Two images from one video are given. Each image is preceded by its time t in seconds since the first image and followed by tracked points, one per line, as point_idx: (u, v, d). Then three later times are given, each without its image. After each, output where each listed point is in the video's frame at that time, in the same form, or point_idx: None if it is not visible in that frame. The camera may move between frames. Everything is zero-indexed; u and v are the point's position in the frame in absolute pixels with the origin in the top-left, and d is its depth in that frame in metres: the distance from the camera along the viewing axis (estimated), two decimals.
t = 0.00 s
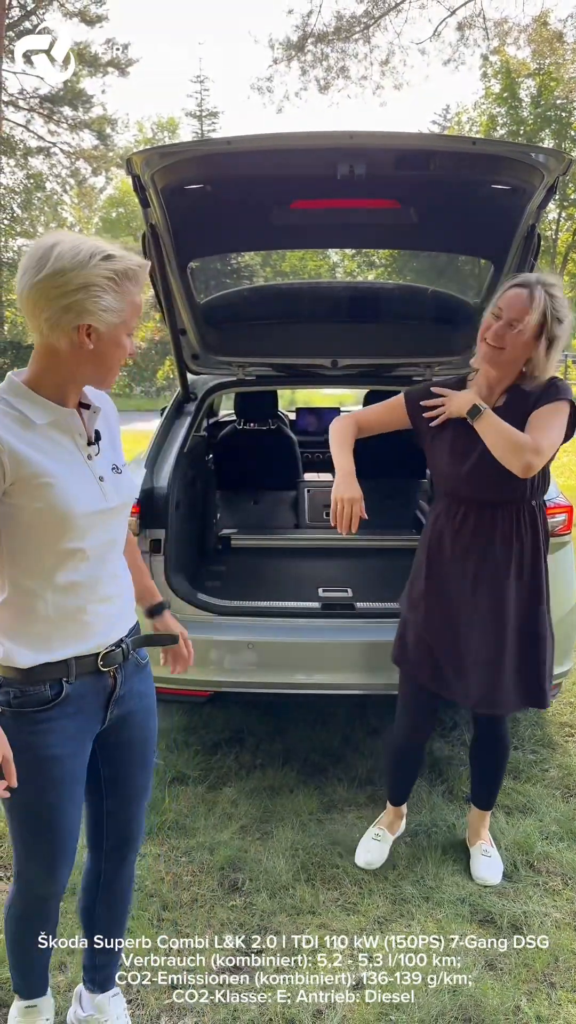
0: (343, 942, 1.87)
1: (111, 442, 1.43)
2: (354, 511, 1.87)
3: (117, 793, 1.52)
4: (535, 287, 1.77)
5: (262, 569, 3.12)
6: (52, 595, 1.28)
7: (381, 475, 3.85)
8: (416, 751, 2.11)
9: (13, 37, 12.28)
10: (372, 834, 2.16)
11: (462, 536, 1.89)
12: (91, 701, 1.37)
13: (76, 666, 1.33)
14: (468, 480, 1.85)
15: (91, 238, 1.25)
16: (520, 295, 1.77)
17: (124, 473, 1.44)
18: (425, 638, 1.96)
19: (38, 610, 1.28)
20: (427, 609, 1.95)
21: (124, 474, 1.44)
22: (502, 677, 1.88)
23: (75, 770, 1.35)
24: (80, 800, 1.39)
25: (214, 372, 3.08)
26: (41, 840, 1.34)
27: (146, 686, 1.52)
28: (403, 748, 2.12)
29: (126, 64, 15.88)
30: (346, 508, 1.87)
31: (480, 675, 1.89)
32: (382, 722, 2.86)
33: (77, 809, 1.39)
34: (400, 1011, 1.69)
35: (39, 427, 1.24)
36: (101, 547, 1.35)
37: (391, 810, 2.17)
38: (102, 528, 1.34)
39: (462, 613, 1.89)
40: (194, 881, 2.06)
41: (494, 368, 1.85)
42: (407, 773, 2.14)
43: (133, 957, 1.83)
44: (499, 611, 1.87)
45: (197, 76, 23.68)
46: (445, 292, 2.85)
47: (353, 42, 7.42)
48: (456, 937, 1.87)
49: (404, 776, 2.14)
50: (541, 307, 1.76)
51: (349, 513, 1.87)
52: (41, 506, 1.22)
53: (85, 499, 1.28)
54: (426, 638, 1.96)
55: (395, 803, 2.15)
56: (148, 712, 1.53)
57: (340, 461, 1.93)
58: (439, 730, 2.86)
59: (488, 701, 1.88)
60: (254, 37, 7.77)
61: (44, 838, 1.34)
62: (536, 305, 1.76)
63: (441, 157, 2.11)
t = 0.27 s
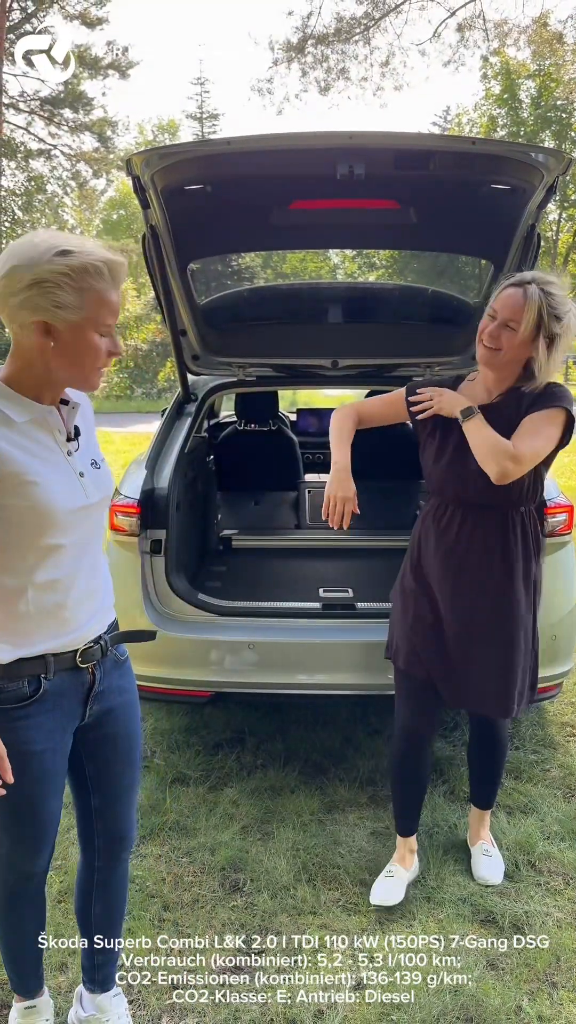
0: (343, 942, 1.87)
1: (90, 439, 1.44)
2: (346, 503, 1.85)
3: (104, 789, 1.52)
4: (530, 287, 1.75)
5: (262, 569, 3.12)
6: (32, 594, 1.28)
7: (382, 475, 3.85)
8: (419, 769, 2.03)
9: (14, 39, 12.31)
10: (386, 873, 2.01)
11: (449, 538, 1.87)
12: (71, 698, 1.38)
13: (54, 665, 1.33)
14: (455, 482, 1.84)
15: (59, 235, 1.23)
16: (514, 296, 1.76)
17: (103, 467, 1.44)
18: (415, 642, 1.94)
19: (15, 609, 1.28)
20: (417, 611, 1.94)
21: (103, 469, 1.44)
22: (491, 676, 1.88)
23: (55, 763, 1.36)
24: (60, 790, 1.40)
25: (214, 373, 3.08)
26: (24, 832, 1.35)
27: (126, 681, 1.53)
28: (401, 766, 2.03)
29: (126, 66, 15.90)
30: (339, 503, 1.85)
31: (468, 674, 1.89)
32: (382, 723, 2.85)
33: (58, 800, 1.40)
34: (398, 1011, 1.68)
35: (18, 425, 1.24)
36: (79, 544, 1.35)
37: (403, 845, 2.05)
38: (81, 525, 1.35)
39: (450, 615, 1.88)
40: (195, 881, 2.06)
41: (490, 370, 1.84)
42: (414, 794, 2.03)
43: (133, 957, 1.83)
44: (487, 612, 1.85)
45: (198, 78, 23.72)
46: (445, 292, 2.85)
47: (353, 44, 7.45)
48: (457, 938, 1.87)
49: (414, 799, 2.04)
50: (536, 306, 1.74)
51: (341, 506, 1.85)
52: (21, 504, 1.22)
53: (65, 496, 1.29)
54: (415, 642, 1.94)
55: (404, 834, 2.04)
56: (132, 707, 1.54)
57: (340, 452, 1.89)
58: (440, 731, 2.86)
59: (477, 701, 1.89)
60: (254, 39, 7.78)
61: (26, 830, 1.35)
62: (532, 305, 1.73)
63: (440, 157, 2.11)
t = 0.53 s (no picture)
0: (343, 942, 1.87)
1: (86, 438, 1.47)
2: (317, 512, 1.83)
3: (97, 792, 1.52)
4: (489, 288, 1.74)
5: (265, 571, 3.12)
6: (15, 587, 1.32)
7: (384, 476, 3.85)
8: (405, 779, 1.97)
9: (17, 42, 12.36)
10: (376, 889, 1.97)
11: (427, 543, 1.83)
12: (55, 698, 1.39)
13: (38, 665, 1.35)
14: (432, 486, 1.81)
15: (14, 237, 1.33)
16: (474, 302, 1.74)
17: (98, 467, 1.47)
18: (389, 652, 1.89)
19: None
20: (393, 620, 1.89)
21: (98, 468, 1.47)
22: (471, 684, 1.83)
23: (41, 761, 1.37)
24: (51, 788, 1.41)
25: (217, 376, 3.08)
26: (13, 830, 1.36)
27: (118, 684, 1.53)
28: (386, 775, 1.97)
29: (129, 69, 15.99)
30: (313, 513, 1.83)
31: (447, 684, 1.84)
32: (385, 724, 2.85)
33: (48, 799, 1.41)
34: (398, 1012, 1.69)
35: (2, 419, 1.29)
36: (66, 541, 1.38)
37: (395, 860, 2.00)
38: (68, 521, 1.37)
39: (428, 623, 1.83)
40: (198, 882, 2.06)
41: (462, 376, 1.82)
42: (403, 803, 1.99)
43: (133, 957, 1.84)
44: (466, 618, 1.82)
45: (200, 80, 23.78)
46: (447, 293, 2.85)
47: (355, 45, 7.47)
48: (460, 939, 1.87)
49: (399, 811, 1.99)
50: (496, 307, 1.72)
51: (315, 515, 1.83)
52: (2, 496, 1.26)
53: (46, 492, 1.32)
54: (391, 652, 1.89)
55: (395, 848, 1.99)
56: (124, 708, 1.54)
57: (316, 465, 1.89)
58: (443, 732, 2.86)
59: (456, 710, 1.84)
60: (257, 41, 7.79)
61: (15, 828, 1.36)
62: (492, 307, 1.72)
63: (442, 159, 2.12)
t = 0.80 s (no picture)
0: (343, 942, 1.88)
1: (89, 437, 1.46)
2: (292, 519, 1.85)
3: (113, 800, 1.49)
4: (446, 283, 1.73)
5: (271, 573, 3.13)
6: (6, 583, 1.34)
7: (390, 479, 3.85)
8: (404, 788, 1.93)
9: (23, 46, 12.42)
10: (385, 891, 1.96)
11: (404, 543, 1.79)
12: (49, 699, 1.39)
13: (29, 665, 1.36)
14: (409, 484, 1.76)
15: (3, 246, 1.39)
16: (433, 300, 1.74)
17: (99, 466, 1.45)
18: (368, 652, 1.86)
19: None
20: (370, 620, 1.86)
21: (99, 467, 1.46)
22: (444, 690, 1.78)
23: (34, 762, 1.37)
24: (49, 792, 1.41)
25: (223, 379, 3.09)
26: (7, 830, 1.37)
27: (118, 688, 1.51)
28: (387, 783, 1.93)
29: (133, 72, 15.97)
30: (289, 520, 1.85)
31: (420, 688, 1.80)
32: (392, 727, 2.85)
33: (44, 800, 1.40)
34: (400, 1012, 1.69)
35: None
36: (60, 539, 1.38)
37: (400, 862, 1.98)
38: (62, 521, 1.37)
39: (403, 625, 1.79)
40: (206, 884, 2.06)
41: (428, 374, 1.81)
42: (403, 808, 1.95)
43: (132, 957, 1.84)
44: (441, 621, 1.77)
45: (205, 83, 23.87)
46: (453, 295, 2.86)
47: (360, 48, 7.48)
48: (468, 942, 1.87)
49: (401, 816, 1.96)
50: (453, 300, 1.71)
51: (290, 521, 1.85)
52: None
53: (33, 490, 1.32)
54: (369, 652, 1.86)
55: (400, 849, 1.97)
56: (126, 711, 1.50)
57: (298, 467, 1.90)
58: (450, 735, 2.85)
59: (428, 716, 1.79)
60: (262, 44, 7.80)
61: (11, 828, 1.37)
62: (449, 301, 1.71)
63: (449, 162, 2.12)
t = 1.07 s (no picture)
0: (344, 942, 1.89)
1: (114, 440, 1.47)
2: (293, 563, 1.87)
3: (159, 798, 1.51)
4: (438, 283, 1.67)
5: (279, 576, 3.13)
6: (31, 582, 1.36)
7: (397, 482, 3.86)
8: (407, 788, 1.91)
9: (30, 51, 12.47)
10: (393, 896, 1.96)
11: (398, 546, 1.77)
12: (67, 700, 1.40)
13: (51, 665, 1.37)
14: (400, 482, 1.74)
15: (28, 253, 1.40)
16: (422, 299, 1.68)
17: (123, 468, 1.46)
18: (367, 650, 1.86)
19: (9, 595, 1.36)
20: (371, 618, 1.86)
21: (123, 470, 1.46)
22: (425, 699, 1.71)
23: (51, 760, 1.39)
24: (65, 794, 1.43)
25: (231, 382, 3.09)
26: (22, 827, 1.39)
27: (140, 688, 1.51)
28: (397, 785, 1.91)
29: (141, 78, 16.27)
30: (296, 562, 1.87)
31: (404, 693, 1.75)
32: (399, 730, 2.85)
33: (60, 801, 1.42)
34: (401, 1012, 1.70)
35: (19, 420, 1.34)
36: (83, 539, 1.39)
37: (410, 867, 1.97)
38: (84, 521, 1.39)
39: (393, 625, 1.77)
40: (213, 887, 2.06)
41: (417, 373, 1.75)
42: (413, 814, 1.93)
43: (133, 957, 1.85)
44: (427, 624, 1.72)
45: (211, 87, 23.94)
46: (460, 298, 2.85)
47: (366, 51, 7.49)
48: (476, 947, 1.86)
49: (412, 820, 1.94)
50: (442, 299, 1.64)
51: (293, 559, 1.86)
52: (13, 492, 1.31)
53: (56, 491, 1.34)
54: (367, 650, 1.86)
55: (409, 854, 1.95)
56: (151, 712, 1.50)
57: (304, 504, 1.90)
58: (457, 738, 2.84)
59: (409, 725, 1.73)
60: (268, 48, 7.82)
61: (25, 827, 1.39)
62: (437, 300, 1.64)
63: (456, 165, 2.12)
